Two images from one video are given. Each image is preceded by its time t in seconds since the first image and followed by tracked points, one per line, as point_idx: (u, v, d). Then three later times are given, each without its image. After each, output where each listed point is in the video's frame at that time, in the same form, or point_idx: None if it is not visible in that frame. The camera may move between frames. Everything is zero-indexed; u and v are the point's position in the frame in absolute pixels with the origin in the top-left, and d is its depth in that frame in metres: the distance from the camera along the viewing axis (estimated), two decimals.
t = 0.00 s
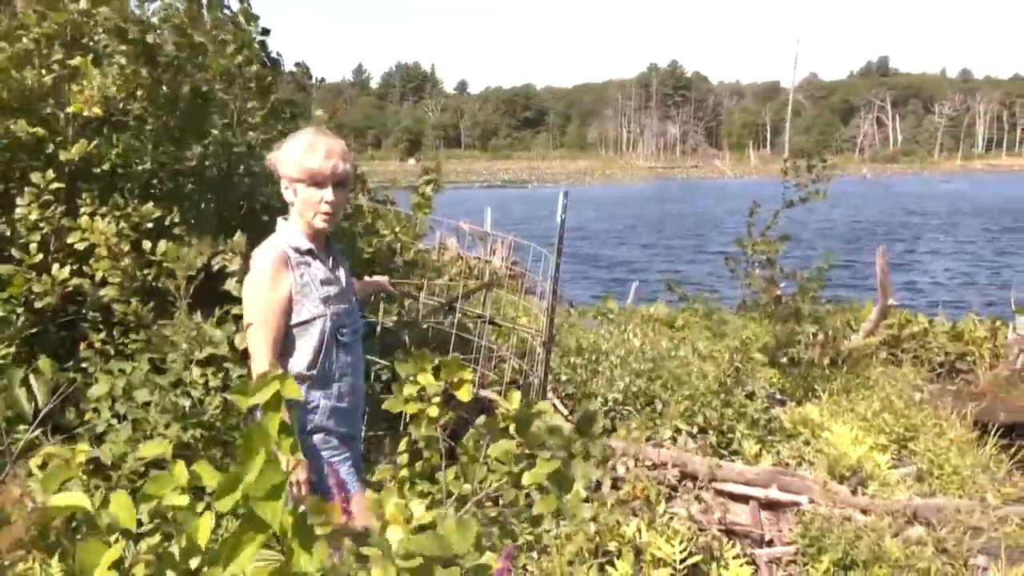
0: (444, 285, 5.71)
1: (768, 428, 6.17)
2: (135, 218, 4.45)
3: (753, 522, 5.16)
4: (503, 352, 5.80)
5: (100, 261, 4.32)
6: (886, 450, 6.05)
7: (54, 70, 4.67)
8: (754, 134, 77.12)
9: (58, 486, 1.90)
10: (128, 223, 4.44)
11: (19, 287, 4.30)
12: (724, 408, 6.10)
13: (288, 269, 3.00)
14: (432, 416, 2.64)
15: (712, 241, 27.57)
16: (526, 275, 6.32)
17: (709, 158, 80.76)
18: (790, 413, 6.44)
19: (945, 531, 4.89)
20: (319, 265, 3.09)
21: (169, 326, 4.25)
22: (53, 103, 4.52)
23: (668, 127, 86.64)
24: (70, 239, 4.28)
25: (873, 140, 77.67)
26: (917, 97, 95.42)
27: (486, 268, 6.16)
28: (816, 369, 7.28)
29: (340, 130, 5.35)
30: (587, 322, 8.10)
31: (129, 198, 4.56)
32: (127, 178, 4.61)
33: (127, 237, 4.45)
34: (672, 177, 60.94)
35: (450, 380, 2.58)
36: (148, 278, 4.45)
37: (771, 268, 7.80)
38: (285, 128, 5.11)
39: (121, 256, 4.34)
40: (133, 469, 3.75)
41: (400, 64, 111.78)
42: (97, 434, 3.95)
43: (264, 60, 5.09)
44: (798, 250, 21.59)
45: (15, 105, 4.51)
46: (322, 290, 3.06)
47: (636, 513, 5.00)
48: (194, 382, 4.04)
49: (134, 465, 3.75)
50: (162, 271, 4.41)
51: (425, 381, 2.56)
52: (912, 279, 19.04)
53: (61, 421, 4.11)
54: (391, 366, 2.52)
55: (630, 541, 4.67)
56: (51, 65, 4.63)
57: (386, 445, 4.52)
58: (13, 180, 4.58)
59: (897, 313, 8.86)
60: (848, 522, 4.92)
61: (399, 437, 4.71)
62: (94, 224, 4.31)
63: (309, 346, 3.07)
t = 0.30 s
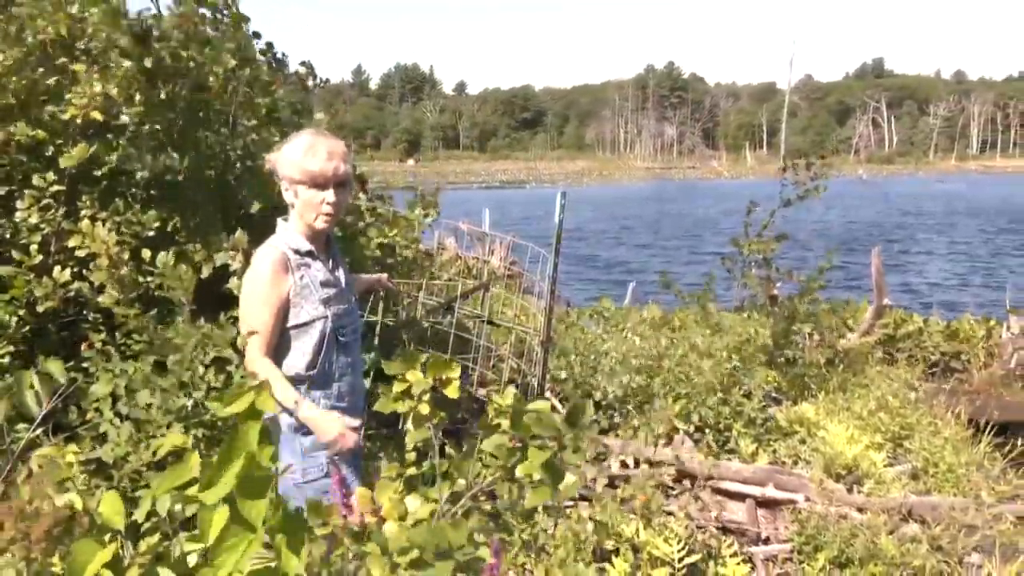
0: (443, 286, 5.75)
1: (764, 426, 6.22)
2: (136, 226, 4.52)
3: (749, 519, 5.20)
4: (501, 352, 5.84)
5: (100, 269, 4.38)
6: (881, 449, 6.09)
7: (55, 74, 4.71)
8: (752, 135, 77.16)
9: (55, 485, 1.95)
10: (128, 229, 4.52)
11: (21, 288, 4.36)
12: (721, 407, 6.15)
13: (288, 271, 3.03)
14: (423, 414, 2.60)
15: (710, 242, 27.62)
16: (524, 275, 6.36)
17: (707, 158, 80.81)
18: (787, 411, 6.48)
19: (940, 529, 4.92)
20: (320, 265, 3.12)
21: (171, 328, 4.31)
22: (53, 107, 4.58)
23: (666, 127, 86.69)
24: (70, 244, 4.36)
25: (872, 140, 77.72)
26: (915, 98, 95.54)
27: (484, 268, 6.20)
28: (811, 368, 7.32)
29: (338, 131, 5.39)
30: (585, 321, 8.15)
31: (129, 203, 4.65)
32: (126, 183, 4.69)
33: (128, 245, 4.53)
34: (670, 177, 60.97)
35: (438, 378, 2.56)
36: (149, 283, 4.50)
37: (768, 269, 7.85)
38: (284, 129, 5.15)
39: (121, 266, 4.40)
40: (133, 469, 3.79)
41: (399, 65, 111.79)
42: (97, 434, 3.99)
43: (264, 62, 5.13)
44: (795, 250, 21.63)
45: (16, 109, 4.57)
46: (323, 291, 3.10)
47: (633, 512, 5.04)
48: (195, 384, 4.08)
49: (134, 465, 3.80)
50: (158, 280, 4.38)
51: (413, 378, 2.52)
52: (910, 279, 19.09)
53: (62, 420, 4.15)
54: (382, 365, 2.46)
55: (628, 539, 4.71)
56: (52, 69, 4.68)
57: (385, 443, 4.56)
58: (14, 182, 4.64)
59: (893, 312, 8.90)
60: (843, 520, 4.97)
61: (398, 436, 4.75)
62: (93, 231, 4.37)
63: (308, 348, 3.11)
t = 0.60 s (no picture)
0: (442, 286, 5.79)
1: (761, 425, 6.26)
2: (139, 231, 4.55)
3: (746, 517, 5.25)
4: (499, 352, 5.87)
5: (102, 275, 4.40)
6: (877, 447, 6.14)
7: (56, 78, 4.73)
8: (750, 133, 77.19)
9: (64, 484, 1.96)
10: (130, 233, 4.57)
11: (23, 292, 4.38)
12: (718, 406, 6.19)
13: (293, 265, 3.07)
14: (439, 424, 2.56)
15: (707, 241, 27.67)
16: (523, 275, 6.40)
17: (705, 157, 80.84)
18: (783, 410, 6.52)
19: (936, 526, 4.96)
20: (319, 264, 3.18)
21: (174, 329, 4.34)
22: (54, 112, 4.60)
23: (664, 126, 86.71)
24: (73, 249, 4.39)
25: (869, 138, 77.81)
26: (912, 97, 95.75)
27: (483, 268, 6.24)
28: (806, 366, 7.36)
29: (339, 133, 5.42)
30: (582, 320, 8.18)
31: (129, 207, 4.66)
32: (126, 187, 4.69)
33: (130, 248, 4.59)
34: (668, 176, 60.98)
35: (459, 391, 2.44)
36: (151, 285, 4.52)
37: (768, 269, 7.90)
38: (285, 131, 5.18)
39: (125, 272, 4.43)
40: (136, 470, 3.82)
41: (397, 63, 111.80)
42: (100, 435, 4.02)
43: (266, 63, 5.16)
44: (792, 249, 21.68)
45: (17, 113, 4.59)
46: (325, 287, 3.18)
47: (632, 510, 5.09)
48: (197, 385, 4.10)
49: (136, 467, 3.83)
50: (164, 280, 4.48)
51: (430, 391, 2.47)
52: (906, 278, 19.14)
53: (64, 422, 4.18)
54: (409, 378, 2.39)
55: (627, 537, 4.75)
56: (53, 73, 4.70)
57: (385, 443, 4.61)
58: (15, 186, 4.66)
59: (888, 312, 8.96)
60: (840, 518, 5.02)
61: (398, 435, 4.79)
62: (96, 237, 4.41)
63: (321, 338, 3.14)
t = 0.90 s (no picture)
0: (441, 285, 5.85)
1: (757, 424, 6.32)
2: (145, 228, 4.60)
3: (743, 515, 5.29)
4: (497, 350, 5.93)
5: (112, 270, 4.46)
6: (872, 446, 6.20)
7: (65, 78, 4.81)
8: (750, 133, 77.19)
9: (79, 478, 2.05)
10: (138, 230, 4.59)
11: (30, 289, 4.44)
12: (714, 405, 6.25)
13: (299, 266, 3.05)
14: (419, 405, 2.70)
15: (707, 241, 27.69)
16: (522, 275, 6.46)
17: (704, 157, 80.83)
18: (779, 408, 6.58)
19: (930, 524, 5.00)
20: (325, 265, 3.17)
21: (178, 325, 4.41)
22: (61, 110, 4.66)
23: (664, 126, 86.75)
24: (83, 245, 4.44)
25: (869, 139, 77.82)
26: (913, 98, 95.75)
27: (482, 268, 6.31)
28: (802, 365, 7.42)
29: (340, 134, 5.48)
30: (580, 320, 8.24)
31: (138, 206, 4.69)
32: (134, 184, 4.77)
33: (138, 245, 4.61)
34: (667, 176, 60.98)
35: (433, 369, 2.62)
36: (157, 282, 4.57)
37: (768, 270, 8.06)
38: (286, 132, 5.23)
39: (132, 267, 4.49)
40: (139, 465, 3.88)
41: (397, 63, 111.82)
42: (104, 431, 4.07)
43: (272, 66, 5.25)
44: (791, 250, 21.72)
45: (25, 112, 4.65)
46: (329, 289, 3.15)
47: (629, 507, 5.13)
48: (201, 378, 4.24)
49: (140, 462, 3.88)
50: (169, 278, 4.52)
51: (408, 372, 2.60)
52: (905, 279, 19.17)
53: (67, 419, 4.23)
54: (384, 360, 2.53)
55: (624, 534, 4.76)
56: (62, 73, 4.77)
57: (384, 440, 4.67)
58: (22, 184, 4.72)
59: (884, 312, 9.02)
60: (835, 515, 5.06)
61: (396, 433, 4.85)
62: (106, 232, 4.47)
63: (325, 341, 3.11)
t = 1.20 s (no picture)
0: (442, 286, 5.91)
1: (754, 422, 6.38)
2: (150, 224, 4.70)
3: (739, 513, 5.35)
4: (496, 350, 5.99)
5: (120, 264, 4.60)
6: (867, 444, 6.27)
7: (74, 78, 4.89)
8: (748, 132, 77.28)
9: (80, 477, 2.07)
10: (144, 226, 4.70)
11: (37, 286, 4.52)
12: (712, 404, 6.32)
13: (305, 269, 2.96)
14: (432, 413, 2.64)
15: (704, 241, 27.76)
16: (522, 275, 6.51)
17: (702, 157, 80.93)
18: (776, 407, 6.64)
19: (924, 522, 5.05)
20: (334, 268, 3.09)
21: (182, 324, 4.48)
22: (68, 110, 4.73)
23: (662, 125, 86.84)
24: (88, 238, 4.61)
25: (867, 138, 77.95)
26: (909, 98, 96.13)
27: (482, 268, 6.37)
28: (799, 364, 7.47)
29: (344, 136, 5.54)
30: (577, 319, 8.31)
31: (144, 203, 4.80)
32: (138, 183, 4.92)
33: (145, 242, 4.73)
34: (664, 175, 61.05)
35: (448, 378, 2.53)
36: (163, 282, 4.67)
37: (766, 271, 8.07)
38: (290, 132, 5.29)
39: (140, 261, 4.60)
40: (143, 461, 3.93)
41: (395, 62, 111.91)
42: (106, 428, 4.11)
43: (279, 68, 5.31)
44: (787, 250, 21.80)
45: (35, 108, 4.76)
46: (337, 292, 3.07)
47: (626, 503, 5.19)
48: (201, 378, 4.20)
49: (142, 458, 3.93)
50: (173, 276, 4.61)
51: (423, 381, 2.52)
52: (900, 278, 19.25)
53: (71, 416, 4.29)
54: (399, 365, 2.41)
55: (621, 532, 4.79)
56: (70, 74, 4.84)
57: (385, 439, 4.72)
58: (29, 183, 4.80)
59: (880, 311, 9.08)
60: (831, 514, 5.11)
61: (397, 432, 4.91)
62: (108, 224, 4.65)
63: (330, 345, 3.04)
